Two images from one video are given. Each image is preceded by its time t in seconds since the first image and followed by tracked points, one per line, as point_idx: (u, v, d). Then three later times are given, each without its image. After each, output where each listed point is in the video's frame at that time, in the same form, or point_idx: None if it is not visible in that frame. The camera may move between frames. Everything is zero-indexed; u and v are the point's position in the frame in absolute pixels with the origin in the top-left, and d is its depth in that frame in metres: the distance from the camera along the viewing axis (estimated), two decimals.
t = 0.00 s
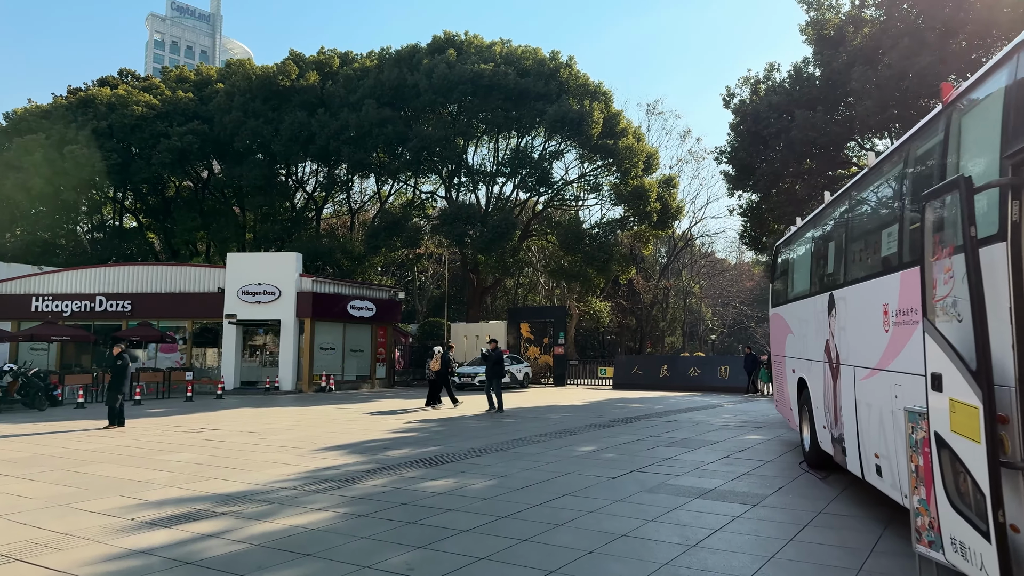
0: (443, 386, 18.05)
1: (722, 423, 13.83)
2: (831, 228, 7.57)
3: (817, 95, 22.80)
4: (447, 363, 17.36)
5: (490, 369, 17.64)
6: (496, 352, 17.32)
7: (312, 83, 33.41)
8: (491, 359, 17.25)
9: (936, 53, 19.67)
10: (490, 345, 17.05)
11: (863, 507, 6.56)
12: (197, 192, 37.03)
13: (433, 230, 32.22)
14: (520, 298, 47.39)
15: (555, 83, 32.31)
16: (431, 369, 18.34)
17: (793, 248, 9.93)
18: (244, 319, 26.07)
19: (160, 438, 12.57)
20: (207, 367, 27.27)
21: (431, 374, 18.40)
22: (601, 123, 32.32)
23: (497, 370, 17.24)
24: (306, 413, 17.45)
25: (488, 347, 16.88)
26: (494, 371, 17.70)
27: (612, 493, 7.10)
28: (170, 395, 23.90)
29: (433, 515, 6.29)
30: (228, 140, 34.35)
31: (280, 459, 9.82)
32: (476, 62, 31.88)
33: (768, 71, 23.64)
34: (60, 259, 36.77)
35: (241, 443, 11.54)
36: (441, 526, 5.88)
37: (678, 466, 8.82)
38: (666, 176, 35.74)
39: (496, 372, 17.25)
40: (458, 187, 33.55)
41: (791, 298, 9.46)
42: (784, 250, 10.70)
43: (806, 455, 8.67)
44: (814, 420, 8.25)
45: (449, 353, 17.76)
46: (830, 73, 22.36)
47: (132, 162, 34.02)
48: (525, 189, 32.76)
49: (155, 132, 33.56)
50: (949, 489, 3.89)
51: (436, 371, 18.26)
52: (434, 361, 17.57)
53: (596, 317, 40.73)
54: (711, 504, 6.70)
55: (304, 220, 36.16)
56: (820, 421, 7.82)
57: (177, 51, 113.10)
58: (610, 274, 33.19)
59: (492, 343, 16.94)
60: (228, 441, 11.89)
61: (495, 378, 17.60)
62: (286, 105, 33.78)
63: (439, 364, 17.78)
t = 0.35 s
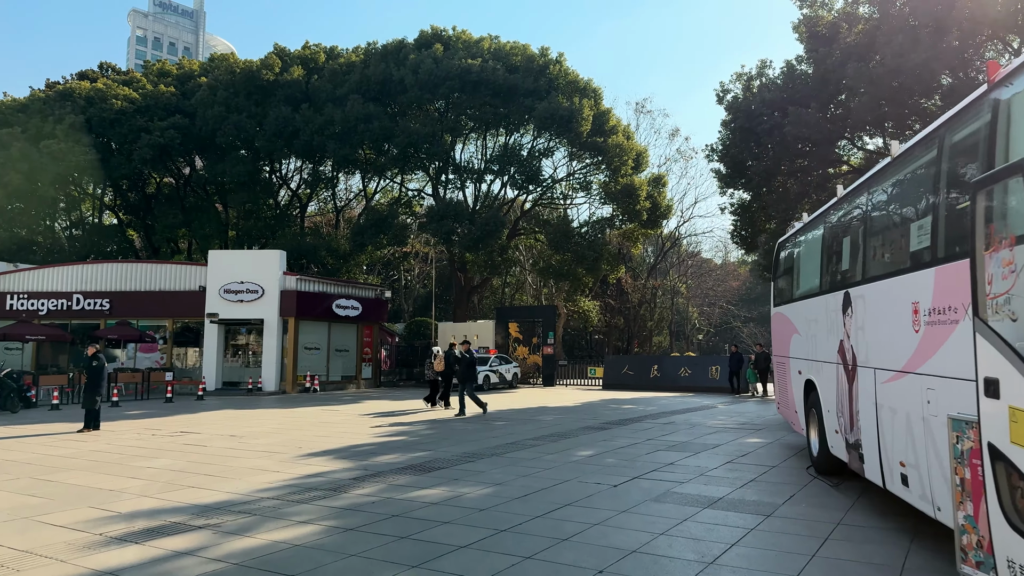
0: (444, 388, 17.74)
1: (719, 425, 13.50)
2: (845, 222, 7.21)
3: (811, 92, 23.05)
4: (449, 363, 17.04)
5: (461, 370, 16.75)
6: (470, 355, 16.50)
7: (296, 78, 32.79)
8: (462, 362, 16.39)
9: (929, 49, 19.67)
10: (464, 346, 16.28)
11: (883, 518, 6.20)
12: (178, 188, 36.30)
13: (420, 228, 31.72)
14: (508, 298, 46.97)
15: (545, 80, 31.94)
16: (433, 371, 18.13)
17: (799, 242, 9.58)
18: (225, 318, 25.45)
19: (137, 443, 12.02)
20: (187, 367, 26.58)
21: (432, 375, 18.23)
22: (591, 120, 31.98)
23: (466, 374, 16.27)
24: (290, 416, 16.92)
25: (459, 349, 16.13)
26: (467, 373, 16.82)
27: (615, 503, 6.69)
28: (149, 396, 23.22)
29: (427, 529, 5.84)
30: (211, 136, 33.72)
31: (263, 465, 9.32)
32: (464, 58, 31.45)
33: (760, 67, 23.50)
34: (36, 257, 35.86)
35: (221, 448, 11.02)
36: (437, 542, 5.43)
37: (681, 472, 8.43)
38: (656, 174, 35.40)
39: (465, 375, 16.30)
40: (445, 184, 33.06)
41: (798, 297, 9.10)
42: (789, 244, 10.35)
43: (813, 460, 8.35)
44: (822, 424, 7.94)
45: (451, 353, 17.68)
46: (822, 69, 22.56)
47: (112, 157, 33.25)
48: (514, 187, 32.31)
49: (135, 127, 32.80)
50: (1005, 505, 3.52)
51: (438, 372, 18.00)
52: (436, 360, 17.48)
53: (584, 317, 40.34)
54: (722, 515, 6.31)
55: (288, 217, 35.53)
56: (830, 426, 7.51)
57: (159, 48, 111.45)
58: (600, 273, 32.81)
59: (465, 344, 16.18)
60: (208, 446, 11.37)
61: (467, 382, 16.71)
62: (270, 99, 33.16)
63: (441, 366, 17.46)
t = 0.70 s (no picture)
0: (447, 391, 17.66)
1: (717, 427, 13.14)
2: (863, 213, 6.82)
3: (804, 89, 22.90)
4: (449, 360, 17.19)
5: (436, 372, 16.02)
6: (444, 355, 16.09)
7: (280, 72, 32.12)
8: (433, 361, 15.86)
9: (925, 44, 19.50)
10: (436, 346, 16.01)
11: (910, 529, 5.81)
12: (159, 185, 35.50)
13: (407, 225, 31.18)
14: (495, 297, 46.51)
15: (534, 76, 31.52)
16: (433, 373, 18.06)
17: (806, 237, 9.20)
18: (207, 317, 24.80)
19: (111, 447, 11.44)
20: (167, 368, 25.90)
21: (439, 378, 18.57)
22: (581, 117, 31.55)
23: (438, 373, 15.65)
24: (273, 418, 16.38)
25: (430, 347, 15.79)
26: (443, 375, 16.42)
27: (623, 513, 6.27)
28: (127, 397, 22.54)
29: (421, 544, 5.37)
30: (193, 130, 32.99)
31: (244, 472, 8.80)
32: (451, 53, 30.96)
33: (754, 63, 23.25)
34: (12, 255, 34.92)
35: (200, 453, 10.49)
36: (435, 558, 4.98)
37: (686, 478, 8.01)
38: (646, 173, 35.02)
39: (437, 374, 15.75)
40: (433, 182, 32.54)
41: (806, 294, 8.74)
42: (793, 239, 9.99)
43: (824, 466, 7.99)
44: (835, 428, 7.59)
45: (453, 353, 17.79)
46: (816, 66, 22.36)
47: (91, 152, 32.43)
48: (503, 184, 31.83)
49: (115, 121, 31.99)
50: None
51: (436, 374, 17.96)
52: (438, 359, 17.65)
53: (573, 316, 39.96)
54: (738, 526, 5.90)
55: (272, 215, 34.86)
56: (844, 430, 7.16)
57: (141, 44, 109.70)
58: (589, 272, 32.39)
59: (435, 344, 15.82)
60: (187, 450, 10.83)
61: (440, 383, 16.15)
62: (254, 94, 32.50)
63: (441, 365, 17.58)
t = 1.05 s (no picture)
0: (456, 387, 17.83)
1: (718, 430, 12.77)
2: (886, 207, 6.45)
3: (800, 86, 22.69)
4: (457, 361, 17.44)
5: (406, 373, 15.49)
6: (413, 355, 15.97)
7: (268, 67, 31.56)
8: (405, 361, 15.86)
9: (924, 41, 19.26)
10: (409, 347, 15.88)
11: (942, 544, 5.45)
12: (143, 182, 34.81)
13: (397, 224, 30.68)
14: (485, 297, 46.07)
15: (526, 73, 31.12)
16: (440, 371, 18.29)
17: (817, 233, 8.84)
18: (191, 317, 24.21)
19: (88, 453, 10.91)
20: (150, 369, 25.29)
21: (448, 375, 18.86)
22: (573, 115, 31.14)
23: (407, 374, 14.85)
24: (258, 420, 15.87)
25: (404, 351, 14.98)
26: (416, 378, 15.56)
27: (634, 526, 5.87)
28: (109, 399, 21.92)
29: (419, 561, 4.96)
30: (177, 126, 32.34)
31: (227, 480, 8.35)
32: (442, 49, 30.52)
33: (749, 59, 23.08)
34: None
35: (181, 459, 9.99)
36: None
37: (693, 485, 7.65)
38: (638, 171, 34.66)
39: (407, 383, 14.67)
40: (423, 180, 32.07)
41: (819, 293, 8.37)
42: (801, 236, 9.64)
43: (838, 472, 7.65)
44: (852, 433, 7.24)
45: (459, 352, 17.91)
46: (811, 63, 22.16)
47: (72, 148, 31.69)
48: (495, 182, 31.38)
49: (97, 116, 31.26)
50: None
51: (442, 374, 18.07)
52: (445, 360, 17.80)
53: (564, 316, 39.55)
54: (758, 540, 5.52)
55: (259, 213, 34.27)
56: (864, 435, 6.80)
57: (126, 41, 108.33)
58: (581, 272, 32.00)
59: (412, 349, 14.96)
60: (168, 456, 10.35)
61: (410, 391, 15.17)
62: (241, 89, 31.90)
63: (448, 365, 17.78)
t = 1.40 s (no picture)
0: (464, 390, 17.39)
1: (723, 433, 12.40)
2: (914, 201, 6.07)
3: (800, 82, 22.41)
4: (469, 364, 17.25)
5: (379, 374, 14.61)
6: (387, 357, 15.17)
7: (257, 62, 31.01)
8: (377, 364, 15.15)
9: (924, 36, 19.01)
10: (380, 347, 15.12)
11: (984, 560, 5.07)
12: (129, 178, 34.12)
13: (388, 221, 30.19)
14: (477, 296, 45.57)
15: (520, 69, 30.69)
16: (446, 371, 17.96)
17: (832, 230, 8.46)
18: (178, 316, 23.65)
19: (67, 458, 10.41)
20: (136, 369, 24.70)
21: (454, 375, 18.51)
22: (568, 112, 30.74)
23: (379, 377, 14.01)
24: (246, 423, 15.36)
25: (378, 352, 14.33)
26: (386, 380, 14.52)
27: (651, 540, 5.47)
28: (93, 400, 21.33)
29: None
30: (164, 122, 31.75)
31: (213, 488, 7.89)
32: (435, 44, 30.05)
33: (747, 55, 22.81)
34: None
35: (165, 466, 9.50)
36: None
37: (705, 493, 7.25)
38: (632, 169, 34.26)
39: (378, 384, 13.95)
40: (415, 177, 31.59)
41: (835, 291, 8.00)
42: (813, 232, 9.26)
43: (856, 479, 7.28)
44: (873, 438, 6.88)
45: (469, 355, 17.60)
46: (811, 59, 21.87)
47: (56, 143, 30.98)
48: (488, 180, 30.90)
49: (82, 111, 30.58)
50: None
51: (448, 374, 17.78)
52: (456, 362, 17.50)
53: (558, 316, 39.11)
54: (785, 556, 5.13)
55: (248, 210, 33.68)
56: (888, 441, 6.44)
57: (115, 37, 106.88)
58: (576, 271, 31.58)
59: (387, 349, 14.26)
60: (151, 462, 9.86)
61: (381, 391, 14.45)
62: (230, 85, 31.33)
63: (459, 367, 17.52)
